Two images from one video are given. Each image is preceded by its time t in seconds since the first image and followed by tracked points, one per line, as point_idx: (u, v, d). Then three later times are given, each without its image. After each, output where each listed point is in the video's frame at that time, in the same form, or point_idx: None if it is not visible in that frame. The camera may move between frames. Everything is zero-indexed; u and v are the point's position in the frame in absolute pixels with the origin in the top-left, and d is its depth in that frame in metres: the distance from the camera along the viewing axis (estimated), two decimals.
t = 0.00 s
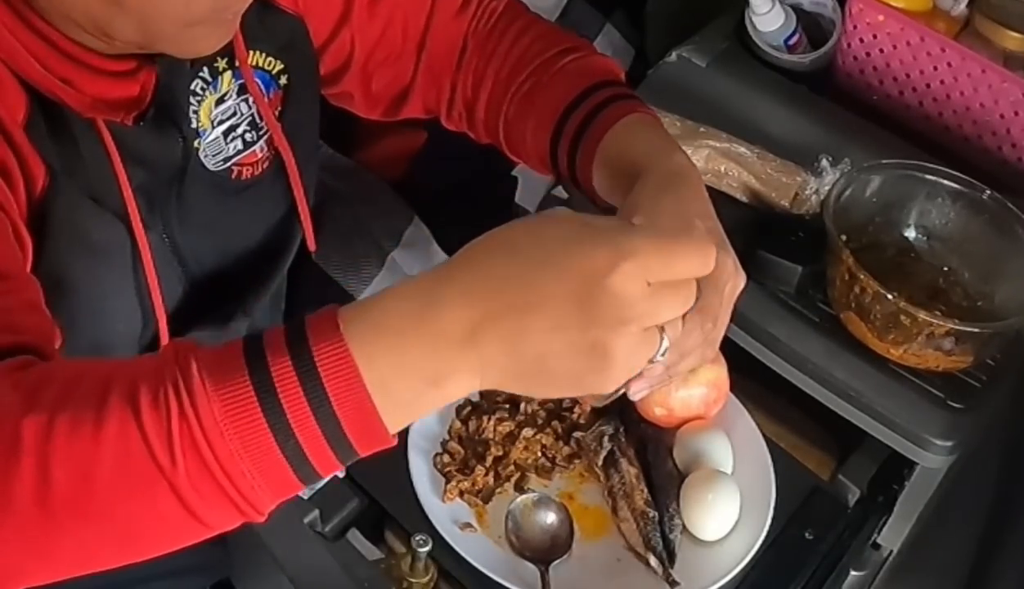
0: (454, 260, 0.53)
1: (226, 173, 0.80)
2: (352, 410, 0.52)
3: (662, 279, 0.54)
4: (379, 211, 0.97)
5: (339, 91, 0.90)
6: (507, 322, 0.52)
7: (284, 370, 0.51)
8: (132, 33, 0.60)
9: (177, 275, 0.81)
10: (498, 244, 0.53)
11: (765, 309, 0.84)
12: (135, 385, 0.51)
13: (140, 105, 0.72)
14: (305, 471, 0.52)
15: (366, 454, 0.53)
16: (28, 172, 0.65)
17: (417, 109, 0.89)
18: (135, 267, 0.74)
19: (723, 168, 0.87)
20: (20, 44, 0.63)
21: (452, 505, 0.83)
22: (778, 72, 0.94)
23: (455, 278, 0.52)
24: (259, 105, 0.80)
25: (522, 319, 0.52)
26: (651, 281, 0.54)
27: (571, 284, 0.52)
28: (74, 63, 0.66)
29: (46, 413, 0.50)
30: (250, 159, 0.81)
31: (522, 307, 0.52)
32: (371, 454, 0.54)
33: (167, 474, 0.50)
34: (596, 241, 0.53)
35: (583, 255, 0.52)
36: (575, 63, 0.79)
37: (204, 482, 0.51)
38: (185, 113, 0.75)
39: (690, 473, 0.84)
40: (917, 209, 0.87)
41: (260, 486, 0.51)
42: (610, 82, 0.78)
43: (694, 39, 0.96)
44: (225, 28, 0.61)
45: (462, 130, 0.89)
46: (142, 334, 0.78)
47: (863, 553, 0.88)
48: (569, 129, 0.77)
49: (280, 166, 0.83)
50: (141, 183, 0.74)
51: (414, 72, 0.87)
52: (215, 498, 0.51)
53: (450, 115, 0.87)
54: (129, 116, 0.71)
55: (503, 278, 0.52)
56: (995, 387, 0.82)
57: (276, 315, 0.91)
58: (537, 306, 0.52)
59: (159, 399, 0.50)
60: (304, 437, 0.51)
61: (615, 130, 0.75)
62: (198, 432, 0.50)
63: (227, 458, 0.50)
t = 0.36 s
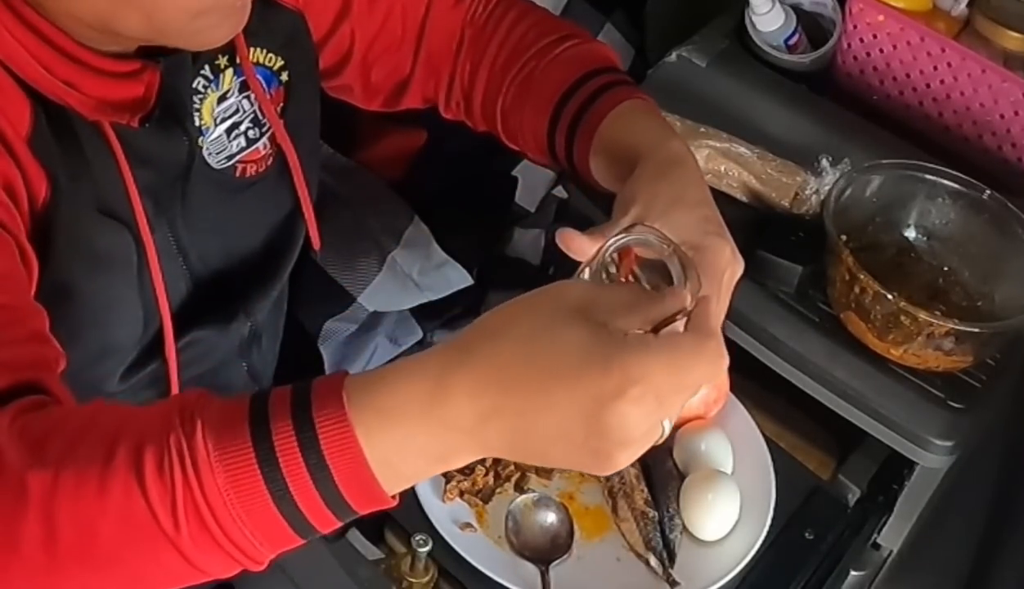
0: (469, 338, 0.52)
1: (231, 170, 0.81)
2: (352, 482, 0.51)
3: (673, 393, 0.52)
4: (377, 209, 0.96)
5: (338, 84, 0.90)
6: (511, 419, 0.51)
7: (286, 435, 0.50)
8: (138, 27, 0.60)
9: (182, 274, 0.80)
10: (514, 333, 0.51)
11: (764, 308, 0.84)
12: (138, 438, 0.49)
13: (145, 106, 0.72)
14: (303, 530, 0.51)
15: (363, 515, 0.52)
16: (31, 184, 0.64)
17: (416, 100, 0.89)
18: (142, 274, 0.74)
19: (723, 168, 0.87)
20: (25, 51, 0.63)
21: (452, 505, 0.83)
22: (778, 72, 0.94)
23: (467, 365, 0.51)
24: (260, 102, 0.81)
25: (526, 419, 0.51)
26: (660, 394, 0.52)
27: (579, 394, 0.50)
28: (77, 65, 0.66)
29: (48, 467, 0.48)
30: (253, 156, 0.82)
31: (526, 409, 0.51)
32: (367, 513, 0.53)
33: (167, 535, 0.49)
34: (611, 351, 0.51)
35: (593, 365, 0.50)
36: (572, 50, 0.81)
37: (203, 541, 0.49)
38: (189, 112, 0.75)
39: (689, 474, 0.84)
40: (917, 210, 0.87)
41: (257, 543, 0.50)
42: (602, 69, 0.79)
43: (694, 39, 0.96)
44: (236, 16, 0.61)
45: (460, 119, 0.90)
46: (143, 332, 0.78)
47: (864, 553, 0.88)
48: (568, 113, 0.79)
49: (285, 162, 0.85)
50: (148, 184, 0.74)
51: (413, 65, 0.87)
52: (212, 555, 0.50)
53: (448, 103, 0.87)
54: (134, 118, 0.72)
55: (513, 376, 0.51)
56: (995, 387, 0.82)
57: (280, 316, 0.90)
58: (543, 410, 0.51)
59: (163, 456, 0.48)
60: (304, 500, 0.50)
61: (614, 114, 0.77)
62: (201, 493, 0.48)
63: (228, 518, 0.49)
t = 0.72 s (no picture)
0: (469, 347, 0.53)
1: (231, 168, 0.81)
2: (347, 489, 0.52)
3: (666, 414, 0.52)
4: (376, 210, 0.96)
5: (338, 80, 0.89)
6: (502, 431, 0.52)
7: (280, 444, 0.51)
8: (138, 24, 0.60)
9: (186, 273, 0.80)
10: (510, 344, 0.52)
11: (765, 308, 0.84)
12: (139, 447, 0.50)
13: (147, 104, 0.73)
14: (301, 535, 0.52)
15: (361, 522, 0.53)
16: (29, 189, 0.64)
17: (416, 94, 0.89)
18: (144, 273, 0.74)
19: (723, 168, 0.87)
20: (25, 51, 0.63)
21: (452, 505, 0.83)
22: (778, 71, 0.94)
23: (462, 377, 0.52)
24: (261, 98, 0.81)
25: (518, 432, 0.51)
26: (653, 415, 0.52)
27: (569, 410, 0.51)
28: (78, 65, 0.66)
29: (50, 478, 0.49)
30: (255, 153, 0.82)
31: (517, 421, 0.51)
32: (367, 519, 0.53)
33: (167, 545, 0.50)
34: (603, 369, 0.51)
35: (584, 381, 0.51)
36: (568, 42, 0.82)
37: (201, 550, 0.50)
38: (190, 110, 0.76)
39: (689, 474, 0.84)
40: (917, 209, 0.87)
41: (256, 550, 0.52)
42: (598, 60, 0.81)
43: (694, 39, 0.96)
44: (238, 9, 0.61)
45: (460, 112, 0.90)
46: (143, 331, 0.78)
47: (863, 553, 0.88)
48: (563, 107, 0.80)
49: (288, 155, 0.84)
50: (152, 183, 0.74)
51: (413, 59, 0.87)
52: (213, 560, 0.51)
53: (448, 97, 0.88)
54: (136, 117, 0.72)
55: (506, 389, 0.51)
56: (995, 388, 0.82)
57: (281, 316, 0.90)
58: (533, 426, 0.51)
59: (162, 467, 0.49)
60: (300, 508, 0.51)
61: (609, 106, 0.78)
62: (198, 502, 0.50)
63: (225, 526, 0.50)
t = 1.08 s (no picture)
0: (465, 401, 0.53)
1: (233, 168, 0.80)
2: (337, 527, 0.53)
3: (654, 483, 0.53)
4: (380, 209, 0.97)
5: (339, 79, 0.89)
6: (491, 485, 0.53)
7: (270, 480, 0.52)
8: (136, 22, 0.60)
9: (187, 273, 0.80)
10: (506, 404, 0.53)
11: (764, 308, 0.84)
12: (131, 473, 0.51)
13: (148, 106, 0.73)
14: (287, 566, 0.54)
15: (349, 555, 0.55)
16: (30, 190, 0.64)
17: (416, 92, 0.89)
18: (145, 273, 0.74)
19: (723, 168, 0.87)
20: (24, 50, 0.63)
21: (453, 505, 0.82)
22: (778, 71, 0.94)
23: (456, 432, 0.53)
24: (262, 99, 0.81)
25: (506, 489, 0.53)
26: (641, 486, 0.53)
27: (559, 476, 0.52)
28: (80, 65, 0.66)
29: (41, 501, 0.50)
30: (257, 153, 0.82)
31: (506, 480, 0.53)
32: (353, 552, 0.55)
33: (154, 573, 0.51)
34: (595, 443, 0.52)
35: (574, 452, 0.52)
36: (565, 39, 0.82)
37: (187, 578, 0.52)
38: (191, 110, 0.76)
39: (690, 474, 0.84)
40: (917, 209, 0.87)
41: (240, 579, 0.53)
42: (597, 56, 0.81)
43: (694, 39, 0.96)
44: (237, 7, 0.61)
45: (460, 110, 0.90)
46: (145, 331, 0.77)
47: (863, 552, 0.87)
48: (563, 103, 0.80)
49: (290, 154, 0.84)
50: (153, 183, 0.74)
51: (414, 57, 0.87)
52: None
53: (449, 95, 0.88)
54: (137, 118, 0.72)
55: (498, 449, 0.52)
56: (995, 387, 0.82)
57: (282, 315, 0.89)
58: (523, 484, 0.53)
59: (153, 497, 0.51)
60: (287, 542, 0.53)
61: (608, 102, 0.78)
62: (187, 534, 0.51)
63: (212, 557, 0.52)
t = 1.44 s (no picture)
0: (457, 434, 0.54)
1: (231, 148, 0.81)
2: (323, 542, 0.54)
3: (635, 533, 0.53)
4: (378, 190, 0.97)
5: (337, 54, 0.89)
6: (472, 514, 0.54)
7: (257, 492, 0.53)
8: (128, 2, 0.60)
9: (185, 254, 0.80)
10: (495, 439, 0.53)
11: (763, 287, 0.84)
12: (121, 479, 0.52)
13: (146, 87, 0.73)
14: (270, 575, 0.55)
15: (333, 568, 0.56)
16: (25, 177, 0.64)
17: (413, 67, 0.89)
18: (144, 255, 0.74)
19: (721, 146, 0.87)
20: (23, 35, 0.63)
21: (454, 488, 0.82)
22: (776, 50, 0.94)
23: (444, 464, 0.53)
24: (259, 79, 0.81)
25: (485, 520, 0.54)
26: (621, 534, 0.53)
27: (538, 517, 0.52)
28: (78, 49, 0.66)
29: (32, 504, 0.52)
30: (254, 133, 0.82)
31: (486, 512, 0.53)
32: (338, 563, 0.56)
33: (139, 579, 0.52)
34: (578, 493, 0.52)
35: (555, 498, 0.52)
36: (561, 7, 0.82)
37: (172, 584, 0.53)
38: (189, 90, 0.76)
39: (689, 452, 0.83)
40: (915, 187, 0.87)
41: (224, 585, 0.54)
42: (594, 23, 0.81)
43: (693, 17, 0.96)
44: None
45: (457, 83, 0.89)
46: (142, 311, 0.77)
47: (862, 532, 0.87)
48: (560, 70, 0.80)
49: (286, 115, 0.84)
50: (151, 163, 0.74)
51: (411, 31, 0.87)
52: None
53: (445, 69, 0.88)
54: (136, 100, 0.72)
55: (483, 482, 0.53)
56: (993, 366, 0.82)
57: (279, 293, 0.89)
58: (502, 518, 0.53)
59: (140, 505, 0.52)
60: (271, 553, 0.54)
61: (605, 68, 0.78)
62: (172, 543, 0.52)
63: (196, 565, 0.53)
